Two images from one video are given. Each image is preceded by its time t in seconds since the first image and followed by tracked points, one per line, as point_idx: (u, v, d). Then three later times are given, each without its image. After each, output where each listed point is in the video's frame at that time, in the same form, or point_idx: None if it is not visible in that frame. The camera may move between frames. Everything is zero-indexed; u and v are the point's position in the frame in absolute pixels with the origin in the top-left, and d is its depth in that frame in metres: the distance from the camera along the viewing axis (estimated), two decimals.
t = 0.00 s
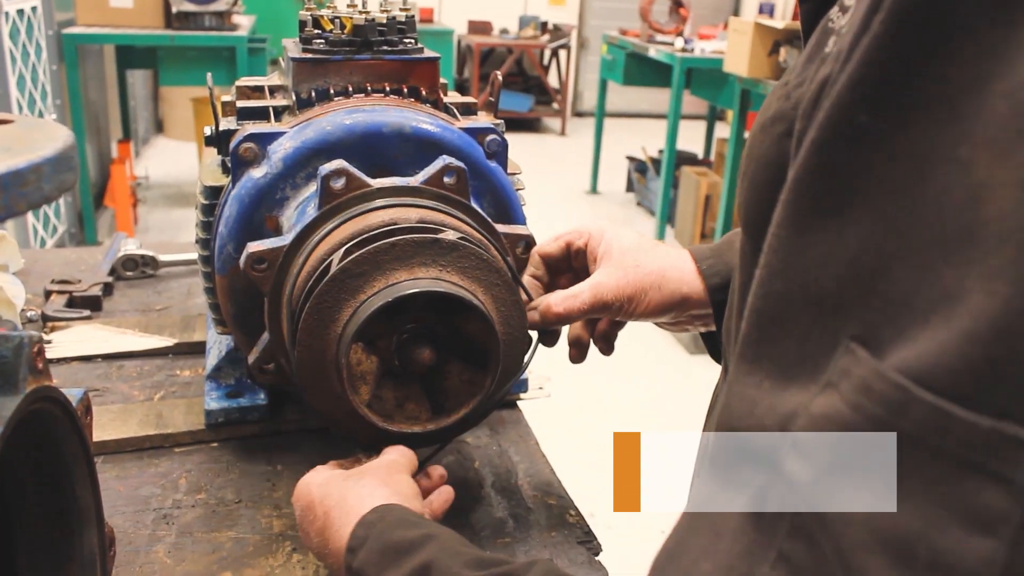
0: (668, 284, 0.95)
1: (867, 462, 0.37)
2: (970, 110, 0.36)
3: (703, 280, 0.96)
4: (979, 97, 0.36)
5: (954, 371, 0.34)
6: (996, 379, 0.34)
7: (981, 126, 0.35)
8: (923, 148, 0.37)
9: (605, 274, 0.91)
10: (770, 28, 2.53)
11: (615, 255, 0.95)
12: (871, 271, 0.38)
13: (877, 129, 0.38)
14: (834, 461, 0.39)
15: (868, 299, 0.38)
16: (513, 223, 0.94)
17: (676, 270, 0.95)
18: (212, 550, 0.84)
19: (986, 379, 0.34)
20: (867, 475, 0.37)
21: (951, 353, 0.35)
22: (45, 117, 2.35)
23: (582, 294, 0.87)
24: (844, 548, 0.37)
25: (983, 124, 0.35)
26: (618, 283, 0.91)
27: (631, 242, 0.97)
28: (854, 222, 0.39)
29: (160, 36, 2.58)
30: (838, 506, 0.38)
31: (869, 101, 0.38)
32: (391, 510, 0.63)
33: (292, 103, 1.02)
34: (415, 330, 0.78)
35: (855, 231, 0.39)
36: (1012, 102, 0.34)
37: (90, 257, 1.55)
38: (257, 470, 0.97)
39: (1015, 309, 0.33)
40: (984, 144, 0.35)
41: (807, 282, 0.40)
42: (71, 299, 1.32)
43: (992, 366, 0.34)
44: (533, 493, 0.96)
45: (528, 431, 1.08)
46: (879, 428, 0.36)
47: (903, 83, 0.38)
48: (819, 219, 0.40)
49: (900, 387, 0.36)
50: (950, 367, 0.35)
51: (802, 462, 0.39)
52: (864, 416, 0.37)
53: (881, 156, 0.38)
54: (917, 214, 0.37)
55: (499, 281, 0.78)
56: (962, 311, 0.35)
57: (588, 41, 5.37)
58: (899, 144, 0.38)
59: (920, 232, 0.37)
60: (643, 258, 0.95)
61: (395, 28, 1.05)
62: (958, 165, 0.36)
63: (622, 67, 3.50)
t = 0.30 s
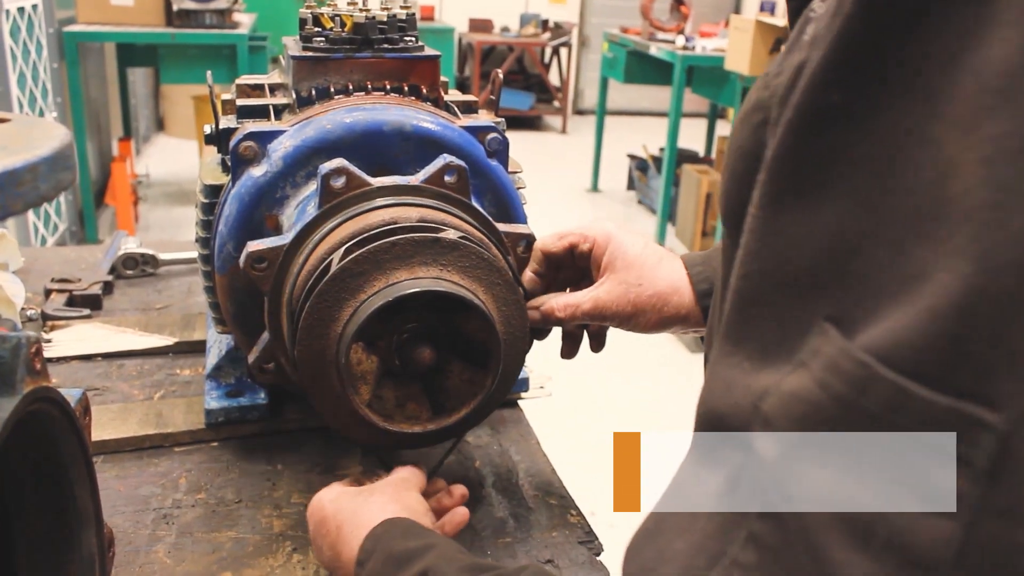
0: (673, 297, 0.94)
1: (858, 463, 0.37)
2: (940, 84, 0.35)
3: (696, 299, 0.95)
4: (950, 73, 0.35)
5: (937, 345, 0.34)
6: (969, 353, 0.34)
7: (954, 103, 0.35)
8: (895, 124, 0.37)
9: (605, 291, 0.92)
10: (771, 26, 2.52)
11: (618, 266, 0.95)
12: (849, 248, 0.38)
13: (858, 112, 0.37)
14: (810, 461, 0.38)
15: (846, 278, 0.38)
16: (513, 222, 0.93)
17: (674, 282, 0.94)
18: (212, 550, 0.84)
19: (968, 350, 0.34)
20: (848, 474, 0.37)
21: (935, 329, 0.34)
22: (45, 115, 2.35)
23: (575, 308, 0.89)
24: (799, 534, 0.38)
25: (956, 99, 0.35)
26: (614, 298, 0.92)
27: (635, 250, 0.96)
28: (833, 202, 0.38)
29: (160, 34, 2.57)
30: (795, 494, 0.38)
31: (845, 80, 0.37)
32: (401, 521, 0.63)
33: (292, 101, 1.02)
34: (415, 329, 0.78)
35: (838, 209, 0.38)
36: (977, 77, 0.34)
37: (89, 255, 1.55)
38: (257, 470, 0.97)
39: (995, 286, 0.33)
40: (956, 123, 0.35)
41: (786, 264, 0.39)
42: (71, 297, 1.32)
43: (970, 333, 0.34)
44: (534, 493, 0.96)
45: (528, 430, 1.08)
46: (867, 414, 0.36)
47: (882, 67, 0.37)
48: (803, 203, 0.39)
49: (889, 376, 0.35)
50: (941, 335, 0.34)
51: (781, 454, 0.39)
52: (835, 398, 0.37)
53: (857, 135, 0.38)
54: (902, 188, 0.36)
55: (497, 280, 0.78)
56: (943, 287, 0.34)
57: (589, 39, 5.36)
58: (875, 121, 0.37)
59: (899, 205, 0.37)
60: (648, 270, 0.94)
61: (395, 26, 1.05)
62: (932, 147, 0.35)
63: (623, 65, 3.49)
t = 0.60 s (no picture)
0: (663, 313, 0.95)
1: (786, 457, 0.33)
2: (820, 66, 0.33)
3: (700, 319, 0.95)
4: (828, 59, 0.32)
5: (801, 334, 0.32)
6: (824, 341, 0.31)
7: (836, 90, 0.32)
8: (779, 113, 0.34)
9: (596, 305, 0.93)
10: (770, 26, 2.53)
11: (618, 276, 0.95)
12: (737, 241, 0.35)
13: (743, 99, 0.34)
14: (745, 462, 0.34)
15: (737, 270, 0.35)
16: (513, 224, 0.93)
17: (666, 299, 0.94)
18: (211, 551, 0.84)
19: (816, 335, 0.31)
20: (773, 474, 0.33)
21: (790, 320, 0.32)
22: (46, 115, 2.35)
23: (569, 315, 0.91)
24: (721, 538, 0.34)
25: (835, 87, 0.32)
26: (609, 312, 0.93)
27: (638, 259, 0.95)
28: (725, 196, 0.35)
29: (161, 34, 2.57)
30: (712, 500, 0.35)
31: (739, 62, 0.34)
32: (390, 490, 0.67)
33: (292, 101, 1.02)
34: (416, 331, 0.77)
35: (733, 201, 0.35)
36: (854, 62, 0.31)
37: (89, 255, 1.55)
38: (256, 471, 0.96)
39: (857, 282, 0.30)
40: (834, 113, 0.32)
41: (687, 257, 0.37)
42: (70, 297, 1.31)
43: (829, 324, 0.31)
44: (534, 494, 0.96)
45: (528, 431, 1.08)
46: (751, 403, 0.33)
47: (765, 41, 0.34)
48: (696, 193, 0.36)
49: (766, 353, 0.32)
50: (802, 326, 0.32)
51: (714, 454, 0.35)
52: (716, 365, 0.34)
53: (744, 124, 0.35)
54: (781, 180, 0.34)
55: (497, 281, 0.78)
56: (807, 274, 0.32)
57: (588, 39, 5.36)
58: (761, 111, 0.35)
59: (781, 198, 0.34)
60: (646, 287, 0.94)
61: (396, 26, 1.05)
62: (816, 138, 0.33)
63: (623, 65, 3.49)
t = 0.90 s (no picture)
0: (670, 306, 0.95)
1: (751, 462, 0.32)
2: (729, 70, 0.32)
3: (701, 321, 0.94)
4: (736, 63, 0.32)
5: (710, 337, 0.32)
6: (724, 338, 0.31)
7: (740, 96, 0.31)
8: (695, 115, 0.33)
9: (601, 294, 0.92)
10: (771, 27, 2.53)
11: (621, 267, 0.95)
12: (659, 245, 0.34)
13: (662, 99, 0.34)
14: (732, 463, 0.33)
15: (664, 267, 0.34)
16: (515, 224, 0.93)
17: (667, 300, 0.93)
18: (211, 553, 0.83)
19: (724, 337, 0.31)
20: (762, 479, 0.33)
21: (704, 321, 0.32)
22: (45, 115, 2.34)
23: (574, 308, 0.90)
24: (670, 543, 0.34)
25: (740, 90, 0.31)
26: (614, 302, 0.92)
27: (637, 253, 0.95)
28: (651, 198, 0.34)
29: (161, 34, 2.57)
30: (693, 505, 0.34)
31: (653, 66, 0.33)
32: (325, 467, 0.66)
33: (293, 102, 1.01)
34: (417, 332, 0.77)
35: (651, 205, 0.34)
36: (755, 67, 0.30)
37: (89, 256, 1.54)
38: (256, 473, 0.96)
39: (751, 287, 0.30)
40: (737, 120, 0.31)
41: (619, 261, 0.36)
42: (70, 298, 1.31)
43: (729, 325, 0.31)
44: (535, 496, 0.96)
45: (529, 432, 1.07)
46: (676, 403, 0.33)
47: (681, 43, 0.33)
48: (618, 201, 0.35)
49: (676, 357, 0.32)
50: (709, 329, 0.31)
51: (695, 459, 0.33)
52: (635, 367, 0.34)
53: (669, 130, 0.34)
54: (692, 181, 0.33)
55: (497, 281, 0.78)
56: (712, 280, 0.32)
57: (589, 40, 5.36)
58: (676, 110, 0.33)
59: (700, 203, 0.33)
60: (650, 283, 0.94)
61: (397, 27, 1.05)
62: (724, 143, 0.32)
63: (624, 66, 3.49)
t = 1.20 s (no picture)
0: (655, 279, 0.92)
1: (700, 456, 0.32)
2: (659, 70, 0.33)
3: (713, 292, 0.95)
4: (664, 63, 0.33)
5: (630, 327, 0.33)
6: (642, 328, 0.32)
7: (666, 93, 0.33)
8: (626, 117, 0.35)
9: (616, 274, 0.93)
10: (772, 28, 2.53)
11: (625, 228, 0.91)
12: (587, 244, 0.36)
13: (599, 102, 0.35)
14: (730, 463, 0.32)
15: (598, 265, 0.36)
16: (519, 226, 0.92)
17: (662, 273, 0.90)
18: (213, 555, 0.83)
19: (641, 328, 0.32)
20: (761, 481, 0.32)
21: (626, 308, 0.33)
22: (47, 116, 2.34)
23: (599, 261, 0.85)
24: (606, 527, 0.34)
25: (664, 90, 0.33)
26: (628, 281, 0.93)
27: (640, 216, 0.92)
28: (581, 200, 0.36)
29: (162, 34, 2.57)
30: (691, 505, 0.33)
31: (592, 69, 0.34)
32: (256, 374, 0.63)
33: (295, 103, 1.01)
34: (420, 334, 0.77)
35: (586, 205, 0.36)
36: (678, 65, 0.32)
37: (90, 257, 1.54)
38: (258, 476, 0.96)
39: (671, 276, 0.31)
40: (664, 113, 0.33)
41: (558, 258, 0.37)
42: (71, 299, 1.31)
43: (649, 316, 0.32)
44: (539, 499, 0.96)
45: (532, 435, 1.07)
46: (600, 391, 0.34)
47: (629, 44, 0.34)
48: (556, 198, 0.36)
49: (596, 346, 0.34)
50: (625, 321, 0.33)
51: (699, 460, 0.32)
52: (560, 359, 0.35)
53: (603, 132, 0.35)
54: (622, 180, 0.35)
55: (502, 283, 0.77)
56: (631, 274, 0.33)
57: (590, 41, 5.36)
58: (614, 111, 0.35)
59: (631, 203, 0.34)
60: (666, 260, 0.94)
61: (400, 28, 1.04)
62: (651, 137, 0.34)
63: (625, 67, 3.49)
